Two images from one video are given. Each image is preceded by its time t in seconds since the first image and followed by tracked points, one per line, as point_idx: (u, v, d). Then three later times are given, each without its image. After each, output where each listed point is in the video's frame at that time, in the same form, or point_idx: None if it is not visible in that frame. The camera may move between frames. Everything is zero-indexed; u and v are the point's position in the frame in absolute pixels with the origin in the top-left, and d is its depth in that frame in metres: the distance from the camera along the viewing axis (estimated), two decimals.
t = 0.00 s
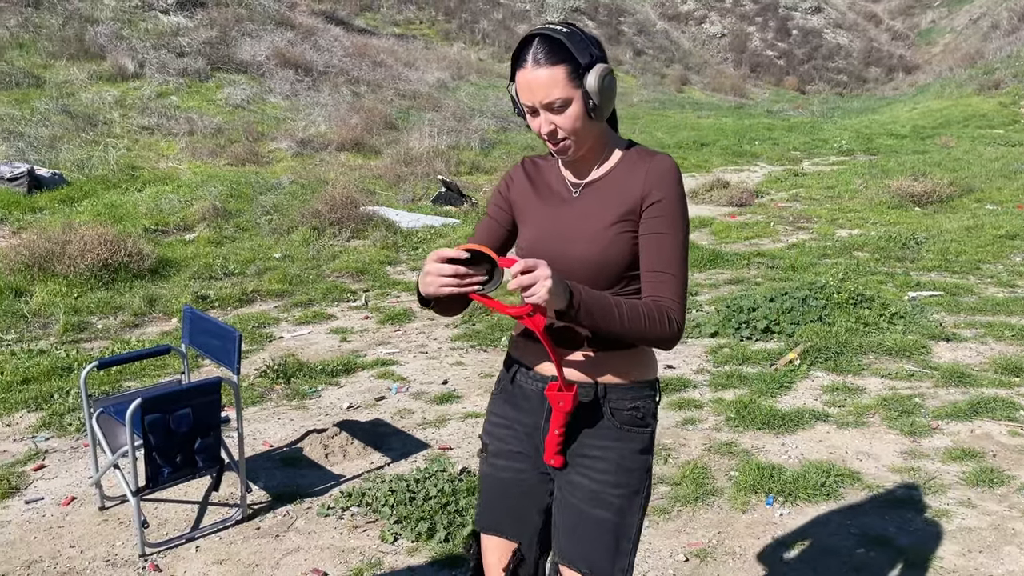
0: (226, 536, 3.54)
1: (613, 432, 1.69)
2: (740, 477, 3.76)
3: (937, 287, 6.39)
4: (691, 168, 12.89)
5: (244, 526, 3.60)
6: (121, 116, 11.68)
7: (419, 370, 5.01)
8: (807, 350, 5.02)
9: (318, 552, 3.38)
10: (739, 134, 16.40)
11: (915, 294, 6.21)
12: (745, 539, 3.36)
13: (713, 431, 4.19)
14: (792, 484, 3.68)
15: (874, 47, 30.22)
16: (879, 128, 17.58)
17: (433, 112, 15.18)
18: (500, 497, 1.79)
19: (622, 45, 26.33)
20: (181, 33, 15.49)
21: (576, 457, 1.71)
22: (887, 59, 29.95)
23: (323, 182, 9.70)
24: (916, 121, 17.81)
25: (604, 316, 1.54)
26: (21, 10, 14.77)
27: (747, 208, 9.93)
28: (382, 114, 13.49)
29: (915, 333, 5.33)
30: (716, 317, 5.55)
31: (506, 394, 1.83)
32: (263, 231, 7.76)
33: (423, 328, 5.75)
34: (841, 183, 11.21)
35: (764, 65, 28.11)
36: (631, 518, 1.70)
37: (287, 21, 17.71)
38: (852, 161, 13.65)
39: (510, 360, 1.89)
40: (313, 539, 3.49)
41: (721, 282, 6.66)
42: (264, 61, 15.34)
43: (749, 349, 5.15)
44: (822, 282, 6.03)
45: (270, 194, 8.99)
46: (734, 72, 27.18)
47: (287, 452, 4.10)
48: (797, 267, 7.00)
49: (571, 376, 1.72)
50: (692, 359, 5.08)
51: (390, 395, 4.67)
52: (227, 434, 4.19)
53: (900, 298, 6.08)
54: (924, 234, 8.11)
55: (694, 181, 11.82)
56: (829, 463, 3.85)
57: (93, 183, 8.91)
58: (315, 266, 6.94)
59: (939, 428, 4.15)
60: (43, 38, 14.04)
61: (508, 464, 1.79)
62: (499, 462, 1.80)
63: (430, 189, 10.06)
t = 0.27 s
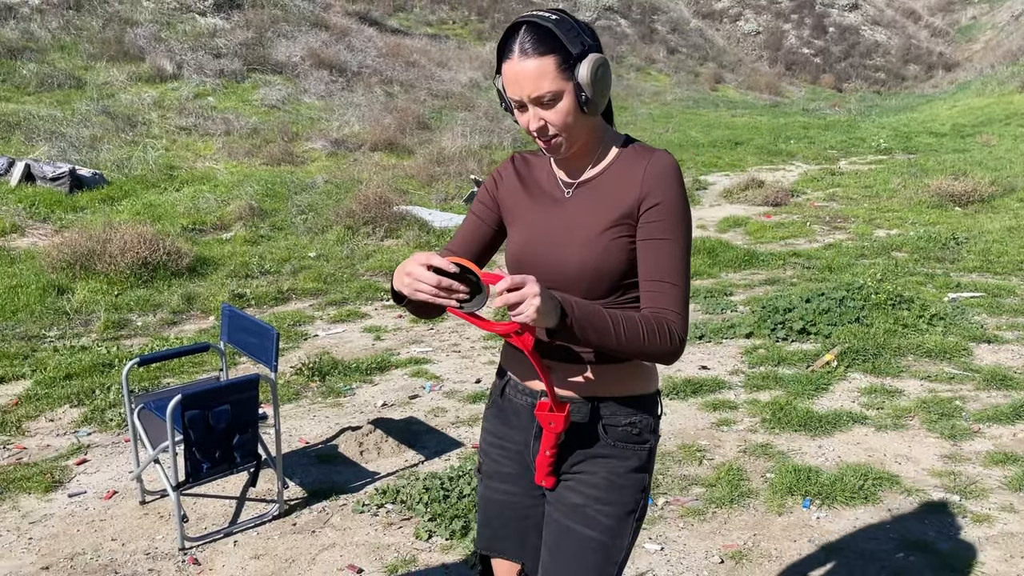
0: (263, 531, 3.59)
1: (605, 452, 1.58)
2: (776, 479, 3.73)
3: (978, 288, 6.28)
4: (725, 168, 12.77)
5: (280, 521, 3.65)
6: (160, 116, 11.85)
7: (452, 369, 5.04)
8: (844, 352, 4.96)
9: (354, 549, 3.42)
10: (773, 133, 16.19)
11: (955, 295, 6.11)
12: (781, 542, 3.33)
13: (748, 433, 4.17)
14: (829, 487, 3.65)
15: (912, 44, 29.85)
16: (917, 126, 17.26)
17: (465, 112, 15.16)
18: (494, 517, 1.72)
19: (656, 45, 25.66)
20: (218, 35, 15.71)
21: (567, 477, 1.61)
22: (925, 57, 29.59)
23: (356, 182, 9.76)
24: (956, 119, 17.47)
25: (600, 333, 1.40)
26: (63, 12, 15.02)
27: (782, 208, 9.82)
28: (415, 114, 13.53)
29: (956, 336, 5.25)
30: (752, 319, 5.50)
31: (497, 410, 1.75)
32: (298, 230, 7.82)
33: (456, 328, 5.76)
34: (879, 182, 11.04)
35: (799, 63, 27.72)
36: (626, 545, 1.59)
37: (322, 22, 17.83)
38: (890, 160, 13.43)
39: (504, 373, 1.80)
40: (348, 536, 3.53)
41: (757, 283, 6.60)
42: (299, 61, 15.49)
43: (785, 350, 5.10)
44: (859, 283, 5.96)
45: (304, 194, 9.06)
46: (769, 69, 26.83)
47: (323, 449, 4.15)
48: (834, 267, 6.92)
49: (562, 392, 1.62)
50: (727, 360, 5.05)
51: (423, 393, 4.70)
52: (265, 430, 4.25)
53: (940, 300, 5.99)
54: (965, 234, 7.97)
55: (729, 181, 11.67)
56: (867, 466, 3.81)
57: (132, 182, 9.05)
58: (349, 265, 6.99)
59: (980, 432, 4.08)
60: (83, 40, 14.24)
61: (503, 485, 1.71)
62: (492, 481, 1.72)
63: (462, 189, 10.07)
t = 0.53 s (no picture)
0: (294, 527, 3.63)
1: (593, 505, 1.44)
2: (807, 481, 3.71)
3: (1016, 288, 6.17)
4: (754, 166, 12.66)
5: (311, 517, 3.70)
6: (193, 117, 12.00)
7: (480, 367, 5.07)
8: (876, 353, 4.91)
9: (383, 546, 3.45)
10: (804, 132, 16.00)
11: (991, 296, 6.02)
12: (813, 544, 3.31)
13: (779, 434, 4.14)
14: (861, 489, 3.62)
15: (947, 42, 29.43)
16: (953, 124, 16.98)
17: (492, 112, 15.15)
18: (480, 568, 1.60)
19: (685, 42, 25.48)
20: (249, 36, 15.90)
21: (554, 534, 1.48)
22: (960, 54, 29.13)
23: (385, 181, 9.82)
24: (992, 117, 17.17)
25: (591, 375, 1.27)
26: (98, 14, 15.26)
27: (814, 207, 9.73)
28: (443, 114, 13.57)
29: (992, 337, 5.17)
30: (782, 319, 5.46)
31: (478, 452, 1.61)
32: (328, 230, 7.90)
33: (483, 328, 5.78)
34: (912, 182, 10.87)
35: (831, 60, 27.38)
36: None
37: (351, 23, 17.93)
38: (924, 159, 13.23)
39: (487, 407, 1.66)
40: (377, 533, 3.56)
41: (788, 282, 6.55)
42: (328, 62, 15.63)
43: (816, 351, 5.06)
44: (891, 284, 5.90)
45: (333, 193, 9.14)
46: (800, 67, 26.53)
47: (353, 446, 4.19)
48: (866, 267, 6.84)
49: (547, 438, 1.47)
50: (757, 361, 5.01)
51: (452, 391, 4.74)
52: (297, 427, 4.31)
53: (975, 300, 5.90)
54: (1003, 234, 7.84)
55: (759, 180, 11.55)
56: (900, 468, 3.77)
57: (166, 182, 9.18)
58: (378, 264, 7.03)
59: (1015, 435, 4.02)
60: (118, 42, 14.43)
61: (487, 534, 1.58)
62: (475, 530, 1.60)
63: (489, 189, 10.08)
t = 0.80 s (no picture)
0: (321, 525, 3.67)
1: (608, 537, 1.40)
2: (836, 483, 3.68)
3: None
4: (781, 165, 12.55)
5: (338, 515, 3.74)
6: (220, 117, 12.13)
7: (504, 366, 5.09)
8: (906, 354, 4.86)
9: (409, 544, 3.48)
10: (832, 131, 15.84)
11: None
12: (841, 546, 3.29)
13: (806, 435, 4.12)
14: (891, 491, 3.59)
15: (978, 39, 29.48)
16: (985, 122, 16.74)
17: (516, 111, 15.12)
18: None
19: (711, 41, 25.19)
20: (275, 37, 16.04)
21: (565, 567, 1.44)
22: (992, 53, 29.21)
23: (410, 181, 9.84)
24: None
25: (592, 398, 1.21)
26: (128, 16, 15.46)
27: (842, 207, 9.65)
28: (467, 114, 13.59)
29: None
30: (810, 320, 5.42)
31: (475, 483, 1.56)
32: (353, 229, 7.94)
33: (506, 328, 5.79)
34: (943, 181, 10.73)
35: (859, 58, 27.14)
36: None
37: (377, 23, 17.97)
38: (955, 158, 13.04)
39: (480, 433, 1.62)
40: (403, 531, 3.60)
41: (816, 282, 6.50)
42: (354, 62, 15.72)
43: (844, 351, 5.02)
44: (921, 284, 5.84)
45: (359, 193, 9.19)
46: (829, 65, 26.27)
47: (379, 444, 4.23)
48: (895, 267, 6.77)
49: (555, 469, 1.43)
50: (785, 361, 4.98)
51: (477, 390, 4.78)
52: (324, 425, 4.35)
53: (1007, 301, 5.82)
54: None
55: (787, 179, 11.45)
56: (930, 470, 3.74)
57: (194, 182, 9.28)
58: (402, 263, 7.06)
59: None
60: (147, 43, 14.60)
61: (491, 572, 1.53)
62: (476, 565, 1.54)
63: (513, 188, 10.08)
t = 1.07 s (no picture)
0: (346, 522, 3.69)
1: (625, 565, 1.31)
2: (864, 484, 3.65)
3: None
4: (807, 164, 12.44)
5: (362, 512, 3.75)
6: (244, 117, 12.23)
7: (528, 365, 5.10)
8: (936, 353, 4.81)
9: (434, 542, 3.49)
10: (859, 129, 15.66)
11: None
12: (870, 548, 3.26)
13: (833, 436, 4.08)
14: (921, 493, 3.55)
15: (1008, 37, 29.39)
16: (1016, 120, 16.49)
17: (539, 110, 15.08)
18: None
19: (736, 38, 24.80)
20: (299, 38, 16.15)
21: None
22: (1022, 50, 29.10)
23: (434, 181, 9.86)
24: None
25: (605, 413, 1.12)
26: (155, 18, 15.63)
27: (869, 205, 9.56)
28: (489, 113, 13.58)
29: None
30: (837, 319, 5.37)
31: (469, 505, 1.44)
32: (377, 228, 7.97)
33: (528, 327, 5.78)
34: (973, 179, 10.58)
35: (886, 55, 26.90)
36: None
37: (400, 22, 17.95)
38: (985, 156, 12.85)
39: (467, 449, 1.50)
40: (427, 529, 3.61)
41: (843, 282, 6.44)
42: (377, 62, 15.77)
43: (873, 351, 4.98)
44: (951, 283, 5.77)
45: (382, 192, 9.22)
46: (855, 62, 26.02)
47: (402, 443, 4.25)
48: (924, 266, 6.70)
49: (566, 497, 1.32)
50: (812, 361, 4.94)
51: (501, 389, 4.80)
52: (349, 422, 4.38)
53: None
54: None
55: (813, 177, 11.34)
56: (961, 472, 3.69)
57: (219, 182, 9.35)
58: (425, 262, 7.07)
59: None
60: (174, 44, 14.74)
61: None
62: None
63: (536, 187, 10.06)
